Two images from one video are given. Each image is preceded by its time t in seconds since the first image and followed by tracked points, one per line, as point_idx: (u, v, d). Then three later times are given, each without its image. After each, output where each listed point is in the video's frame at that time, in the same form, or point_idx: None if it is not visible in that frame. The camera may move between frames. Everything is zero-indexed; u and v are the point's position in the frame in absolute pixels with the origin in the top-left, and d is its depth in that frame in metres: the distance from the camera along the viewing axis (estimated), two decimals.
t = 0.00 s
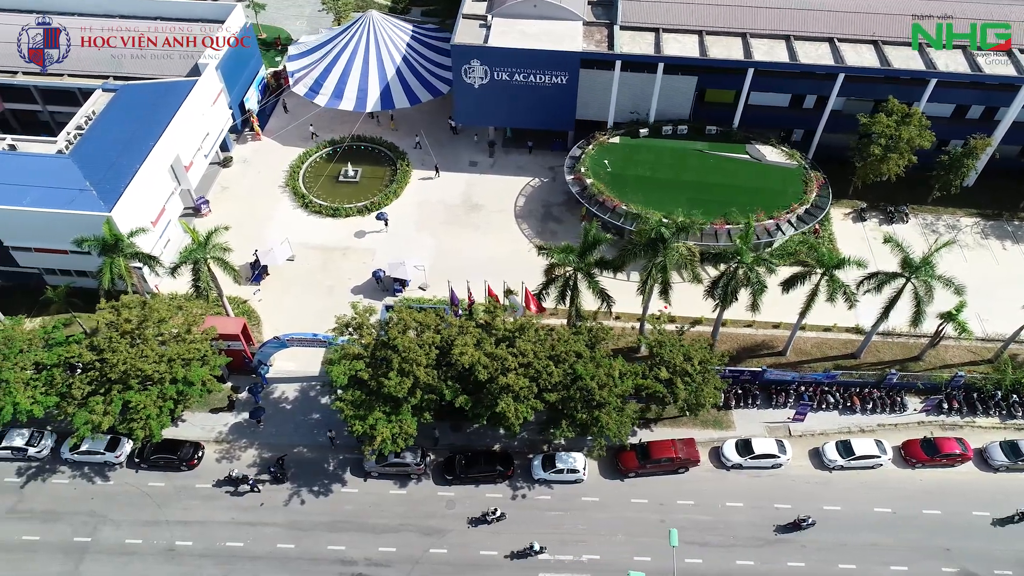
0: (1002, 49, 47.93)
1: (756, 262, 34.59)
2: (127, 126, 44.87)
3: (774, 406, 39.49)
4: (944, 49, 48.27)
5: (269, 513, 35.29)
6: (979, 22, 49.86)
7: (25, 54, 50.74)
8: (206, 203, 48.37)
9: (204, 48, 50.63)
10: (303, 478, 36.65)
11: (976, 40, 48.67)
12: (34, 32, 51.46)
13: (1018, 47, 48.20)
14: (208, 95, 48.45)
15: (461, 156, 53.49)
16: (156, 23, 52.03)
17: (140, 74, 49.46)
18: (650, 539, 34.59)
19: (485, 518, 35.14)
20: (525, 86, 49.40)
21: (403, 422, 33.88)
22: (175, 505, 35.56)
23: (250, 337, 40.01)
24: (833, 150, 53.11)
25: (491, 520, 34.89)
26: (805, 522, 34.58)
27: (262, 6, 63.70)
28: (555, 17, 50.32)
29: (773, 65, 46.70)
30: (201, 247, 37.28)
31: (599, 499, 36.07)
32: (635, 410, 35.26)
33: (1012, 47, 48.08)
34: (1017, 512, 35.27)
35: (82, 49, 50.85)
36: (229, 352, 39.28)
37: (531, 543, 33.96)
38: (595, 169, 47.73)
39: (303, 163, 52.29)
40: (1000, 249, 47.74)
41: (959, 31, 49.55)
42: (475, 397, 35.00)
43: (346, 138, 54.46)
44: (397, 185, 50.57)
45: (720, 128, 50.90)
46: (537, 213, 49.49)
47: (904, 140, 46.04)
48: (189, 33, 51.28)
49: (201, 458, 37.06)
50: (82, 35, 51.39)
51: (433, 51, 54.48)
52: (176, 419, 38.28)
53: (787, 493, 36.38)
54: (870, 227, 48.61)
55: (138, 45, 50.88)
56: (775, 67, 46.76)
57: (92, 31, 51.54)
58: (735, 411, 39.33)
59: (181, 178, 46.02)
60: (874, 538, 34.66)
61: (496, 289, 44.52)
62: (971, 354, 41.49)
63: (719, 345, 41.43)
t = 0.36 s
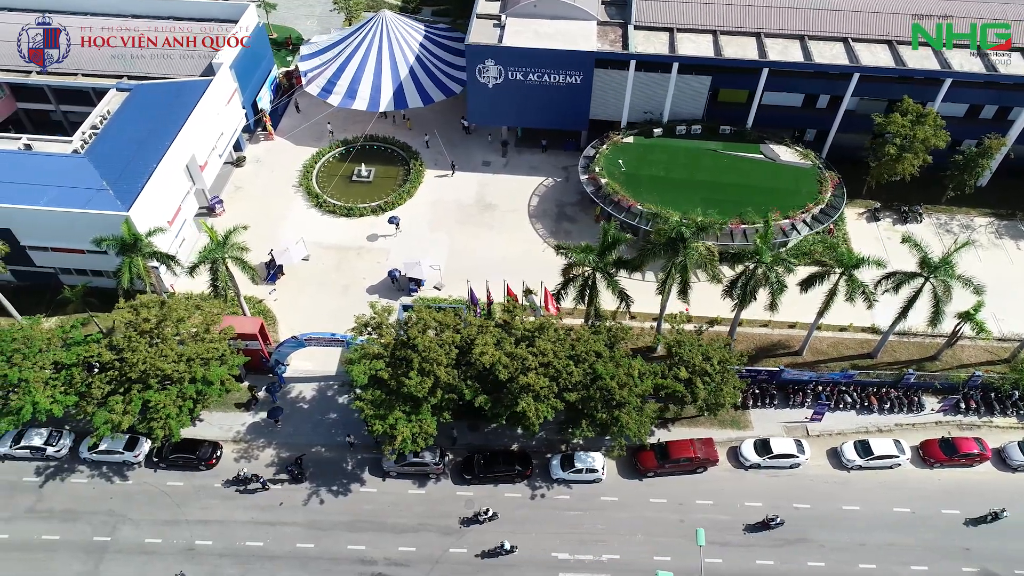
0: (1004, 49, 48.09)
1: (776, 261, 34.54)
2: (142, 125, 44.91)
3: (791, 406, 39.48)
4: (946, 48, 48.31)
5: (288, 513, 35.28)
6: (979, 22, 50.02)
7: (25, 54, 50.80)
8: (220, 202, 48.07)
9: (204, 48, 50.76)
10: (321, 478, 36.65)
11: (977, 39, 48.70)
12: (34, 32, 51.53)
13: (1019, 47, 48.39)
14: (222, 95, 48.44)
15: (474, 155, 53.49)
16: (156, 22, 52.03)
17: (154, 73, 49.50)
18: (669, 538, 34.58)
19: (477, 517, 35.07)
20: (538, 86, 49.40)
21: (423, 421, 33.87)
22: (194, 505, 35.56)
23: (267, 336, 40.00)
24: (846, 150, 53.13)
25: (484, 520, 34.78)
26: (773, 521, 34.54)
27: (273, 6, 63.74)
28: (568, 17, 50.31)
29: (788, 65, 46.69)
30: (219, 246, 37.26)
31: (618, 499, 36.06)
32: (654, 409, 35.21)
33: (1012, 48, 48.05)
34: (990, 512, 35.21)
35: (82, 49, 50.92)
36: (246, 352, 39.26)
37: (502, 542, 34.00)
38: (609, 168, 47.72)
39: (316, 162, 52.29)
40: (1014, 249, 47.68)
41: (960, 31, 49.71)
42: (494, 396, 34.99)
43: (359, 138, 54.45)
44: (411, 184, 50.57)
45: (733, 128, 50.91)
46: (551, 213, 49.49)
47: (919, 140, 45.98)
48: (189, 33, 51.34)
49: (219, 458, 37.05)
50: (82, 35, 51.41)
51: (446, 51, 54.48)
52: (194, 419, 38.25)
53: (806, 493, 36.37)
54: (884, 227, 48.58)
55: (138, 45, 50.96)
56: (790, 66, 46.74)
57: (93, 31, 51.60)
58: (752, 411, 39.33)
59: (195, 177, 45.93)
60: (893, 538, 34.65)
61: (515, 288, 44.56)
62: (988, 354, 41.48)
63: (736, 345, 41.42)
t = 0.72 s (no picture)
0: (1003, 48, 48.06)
1: (794, 261, 34.53)
2: (157, 126, 44.96)
3: (807, 405, 39.47)
4: (946, 48, 48.33)
5: (306, 512, 35.28)
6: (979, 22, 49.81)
7: (25, 54, 50.72)
8: (233, 202, 48.06)
9: (204, 48, 50.82)
10: (338, 477, 36.65)
11: (976, 40, 48.74)
12: (33, 32, 51.42)
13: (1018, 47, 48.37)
14: (235, 95, 48.45)
15: (486, 155, 53.51)
16: (155, 22, 52.00)
17: (168, 73, 49.58)
18: (687, 538, 34.58)
19: (470, 517, 35.05)
20: (551, 85, 49.41)
21: (441, 420, 33.86)
22: (212, 505, 35.57)
23: (283, 336, 40.02)
24: (859, 149, 53.12)
25: (476, 520, 34.79)
26: (746, 520, 34.53)
27: (283, 6, 63.78)
28: (581, 16, 50.31)
29: (802, 65, 46.66)
30: (236, 245, 37.24)
31: (635, 498, 36.06)
32: (672, 409, 35.17)
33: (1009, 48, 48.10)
34: (966, 512, 35.19)
35: (82, 49, 50.98)
36: (262, 351, 39.26)
37: (477, 541, 33.94)
38: (623, 168, 47.72)
39: (328, 161, 52.31)
40: None
41: (960, 31, 49.66)
42: (512, 396, 34.98)
43: (370, 137, 54.47)
44: (423, 184, 50.60)
45: (746, 127, 50.94)
46: (563, 212, 49.47)
47: (934, 139, 45.95)
48: (202, 33, 51.34)
49: (236, 457, 37.07)
50: (82, 35, 51.44)
51: (457, 50, 54.48)
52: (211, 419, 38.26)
53: (823, 492, 36.36)
54: (896, 227, 48.55)
55: (138, 45, 50.96)
56: (804, 66, 46.74)
57: (92, 31, 51.60)
58: (768, 410, 39.33)
59: (209, 177, 45.91)
60: (911, 537, 34.65)
61: (534, 288, 44.56)
62: (1003, 354, 41.46)
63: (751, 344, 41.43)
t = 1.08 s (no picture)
0: (1001, 48, 47.97)
1: (814, 260, 34.49)
2: (173, 125, 44.99)
3: (824, 405, 39.46)
4: (945, 48, 48.34)
5: (325, 512, 35.27)
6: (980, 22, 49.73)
7: (24, 54, 50.82)
8: (247, 201, 48.09)
9: (203, 48, 50.80)
10: (357, 477, 36.63)
11: (977, 39, 48.68)
12: (34, 32, 51.55)
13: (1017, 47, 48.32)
14: (249, 94, 48.44)
15: (499, 155, 53.52)
16: (156, 21, 51.99)
17: (182, 73, 49.63)
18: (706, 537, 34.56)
19: (463, 517, 34.97)
20: (566, 85, 49.41)
21: (461, 420, 33.85)
22: (231, 504, 35.56)
23: (301, 335, 40.03)
24: (873, 149, 53.08)
25: (469, 520, 34.67)
26: (717, 519, 34.52)
27: (295, 6, 63.83)
28: (596, 16, 50.34)
29: (818, 64, 46.62)
30: (255, 245, 37.22)
31: (655, 497, 36.05)
32: (692, 409, 35.09)
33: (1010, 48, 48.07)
34: (939, 512, 35.21)
35: (82, 49, 51.11)
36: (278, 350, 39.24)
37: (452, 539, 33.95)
38: (637, 167, 47.73)
39: (341, 161, 52.32)
40: None
41: (959, 31, 49.55)
42: (532, 396, 34.98)
43: (383, 137, 54.47)
44: (437, 184, 50.60)
45: (759, 127, 50.98)
46: (577, 212, 49.44)
47: (949, 139, 45.93)
48: (215, 32, 51.36)
49: (255, 456, 37.08)
50: (82, 35, 51.57)
51: (470, 50, 54.48)
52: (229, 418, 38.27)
53: (843, 492, 36.33)
54: (911, 226, 48.50)
55: (138, 45, 51.05)
56: (820, 66, 46.72)
57: (92, 31, 51.74)
58: (786, 410, 39.32)
59: (224, 177, 45.88)
60: (930, 537, 34.63)
61: (552, 287, 44.55)
62: (1020, 354, 41.41)
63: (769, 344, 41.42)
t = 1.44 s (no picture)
0: (1002, 48, 47.84)
1: (834, 259, 34.44)
2: (188, 125, 45.00)
3: (842, 405, 39.45)
4: (947, 48, 48.29)
5: (344, 511, 35.26)
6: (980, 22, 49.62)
7: (24, 54, 50.78)
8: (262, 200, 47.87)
9: (204, 48, 50.74)
10: (376, 476, 36.62)
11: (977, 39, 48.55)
12: (34, 31, 51.48)
13: (1018, 46, 48.24)
14: (264, 94, 48.43)
15: (512, 154, 53.51)
16: (169, 21, 52.09)
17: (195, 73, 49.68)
18: (726, 537, 34.54)
19: (455, 516, 34.98)
20: (580, 84, 49.38)
21: (481, 419, 33.83)
22: (250, 504, 35.56)
23: (318, 335, 40.03)
24: (887, 149, 53.04)
25: (461, 519, 34.68)
26: (690, 518, 34.54)
27: (305, 5, 63.85)
28: (610, 15, 50.33)
29: (833, 63, 46.57)
30: (274, 244, 37.20)
31: (674, 497, 36.03)
32: (711, 409, 34.99)
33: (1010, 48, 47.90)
34: (912, 512, 35.19)
35: (82, 49, 51.12)
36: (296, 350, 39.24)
37: (427, 536, 33.97)
38: (652, 167, 47.73)
39: (355, 160, 52.30)
40: None
41: (960, 31, 49.53)
42: (552, 395, 34.97)
43: (396, 136, 54.46)
44: (451, 183, 50.57)
45: (773, 126, 50.99)
46: (591, 212, 49.42)
47: (965, 139, 45.91)
48: (228, 32, 51.37)
49: (273, 456, 37.06)
50: (81, 35, 51.59)
51: (482, 49, 54.47)
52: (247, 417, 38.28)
53: (862, 492, 36.28)
54: (925, 226, 48.46)
55: (138, 45, 51.08)
56: (835, 65, 46.69)
57: (92, 30, 51.77)
58: (804, 410, 39.29)
59: (239, 176, 45.85)
60: (950, 537, 34.60)
61: (571, 287, 44.56)
62: None
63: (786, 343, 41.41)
